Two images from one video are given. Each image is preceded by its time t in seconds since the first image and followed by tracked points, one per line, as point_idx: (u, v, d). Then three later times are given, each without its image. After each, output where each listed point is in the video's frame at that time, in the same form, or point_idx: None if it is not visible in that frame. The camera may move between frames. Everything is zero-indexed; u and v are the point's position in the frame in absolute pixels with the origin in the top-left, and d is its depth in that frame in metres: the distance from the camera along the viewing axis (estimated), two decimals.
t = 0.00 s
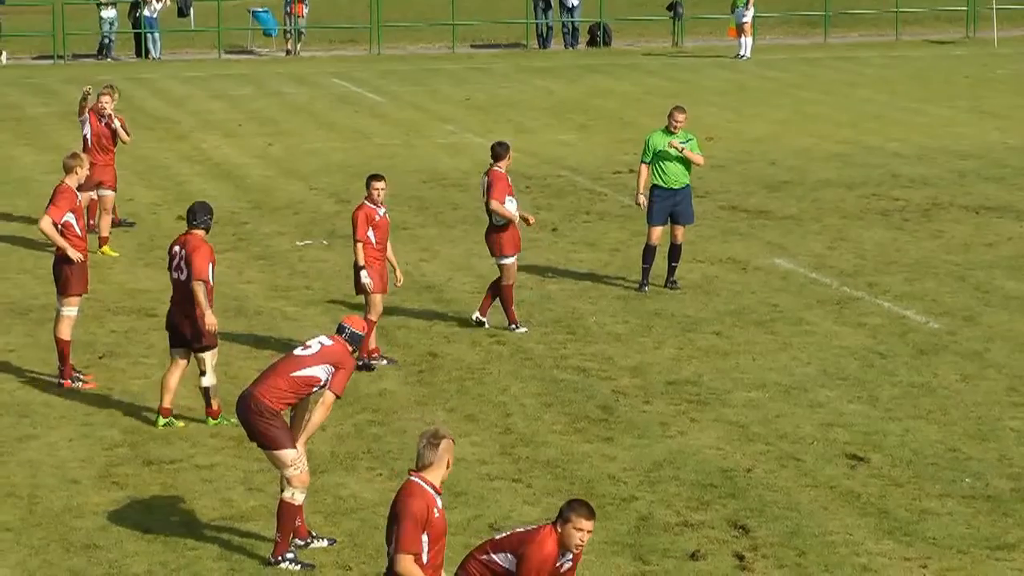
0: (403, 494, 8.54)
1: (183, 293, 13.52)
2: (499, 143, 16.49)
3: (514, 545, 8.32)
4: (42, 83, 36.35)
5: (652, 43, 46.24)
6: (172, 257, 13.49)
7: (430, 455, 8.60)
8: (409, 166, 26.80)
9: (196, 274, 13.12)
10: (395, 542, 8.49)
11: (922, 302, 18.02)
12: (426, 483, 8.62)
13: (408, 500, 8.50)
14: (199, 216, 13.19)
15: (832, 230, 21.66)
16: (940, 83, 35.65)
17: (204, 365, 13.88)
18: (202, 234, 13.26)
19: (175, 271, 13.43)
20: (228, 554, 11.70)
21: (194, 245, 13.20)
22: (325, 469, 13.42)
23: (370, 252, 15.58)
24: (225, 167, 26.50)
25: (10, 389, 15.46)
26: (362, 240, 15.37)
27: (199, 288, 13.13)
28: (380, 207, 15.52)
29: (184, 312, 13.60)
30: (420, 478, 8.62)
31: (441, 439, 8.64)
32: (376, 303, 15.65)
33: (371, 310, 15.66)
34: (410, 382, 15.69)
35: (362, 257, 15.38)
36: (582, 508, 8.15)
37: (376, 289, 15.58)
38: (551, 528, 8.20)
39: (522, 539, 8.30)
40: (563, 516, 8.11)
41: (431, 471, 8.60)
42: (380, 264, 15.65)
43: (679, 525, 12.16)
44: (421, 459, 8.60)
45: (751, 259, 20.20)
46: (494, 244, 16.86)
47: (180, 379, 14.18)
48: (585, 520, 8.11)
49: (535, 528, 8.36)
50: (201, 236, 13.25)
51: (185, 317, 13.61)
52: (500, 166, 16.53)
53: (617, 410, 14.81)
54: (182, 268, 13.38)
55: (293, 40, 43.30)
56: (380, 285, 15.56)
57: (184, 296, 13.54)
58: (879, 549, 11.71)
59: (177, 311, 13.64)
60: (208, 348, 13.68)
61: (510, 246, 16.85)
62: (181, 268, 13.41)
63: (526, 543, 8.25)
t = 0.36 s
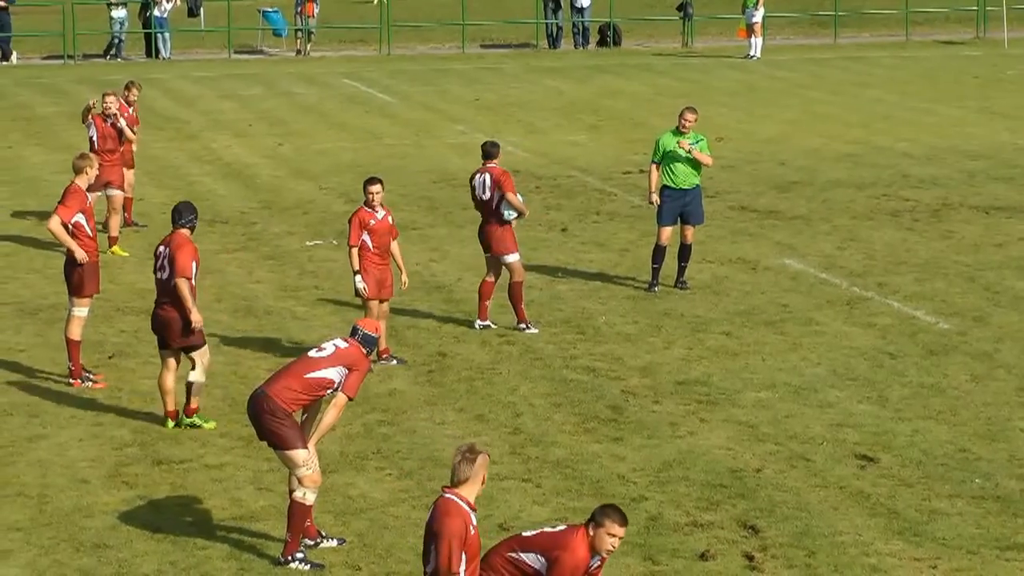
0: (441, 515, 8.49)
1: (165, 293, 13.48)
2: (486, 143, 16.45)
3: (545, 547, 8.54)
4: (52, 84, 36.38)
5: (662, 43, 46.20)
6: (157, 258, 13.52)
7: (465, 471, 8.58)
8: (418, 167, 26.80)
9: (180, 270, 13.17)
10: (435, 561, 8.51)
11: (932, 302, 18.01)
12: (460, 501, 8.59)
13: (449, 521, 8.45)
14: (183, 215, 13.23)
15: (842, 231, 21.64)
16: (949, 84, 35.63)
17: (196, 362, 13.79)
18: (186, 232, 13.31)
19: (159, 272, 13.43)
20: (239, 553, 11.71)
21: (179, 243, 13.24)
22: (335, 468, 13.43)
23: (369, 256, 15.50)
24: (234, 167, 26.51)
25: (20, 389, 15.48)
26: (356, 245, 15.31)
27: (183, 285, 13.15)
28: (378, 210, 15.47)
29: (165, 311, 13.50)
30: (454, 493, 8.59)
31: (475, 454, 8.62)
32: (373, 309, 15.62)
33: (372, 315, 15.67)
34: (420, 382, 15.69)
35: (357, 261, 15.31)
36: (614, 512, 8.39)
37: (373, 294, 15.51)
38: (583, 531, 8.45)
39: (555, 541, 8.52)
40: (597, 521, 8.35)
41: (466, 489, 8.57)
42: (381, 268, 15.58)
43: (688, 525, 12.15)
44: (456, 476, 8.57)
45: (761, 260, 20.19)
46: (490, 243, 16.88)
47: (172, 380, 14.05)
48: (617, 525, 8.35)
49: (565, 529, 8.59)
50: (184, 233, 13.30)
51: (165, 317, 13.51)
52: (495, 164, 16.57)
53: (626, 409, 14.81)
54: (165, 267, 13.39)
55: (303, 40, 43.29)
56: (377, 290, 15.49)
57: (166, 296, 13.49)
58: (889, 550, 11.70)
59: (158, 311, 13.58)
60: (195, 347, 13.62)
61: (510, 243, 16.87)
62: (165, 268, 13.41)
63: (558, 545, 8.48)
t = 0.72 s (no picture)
0: (490, 536, 8.21)
1: (159, 298, 13.45)
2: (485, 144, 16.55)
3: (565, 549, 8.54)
4: (64, 84, 36.44)
5: (673, 43, 46.23)
6: (150, 264, 13.45)
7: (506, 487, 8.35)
8: (429, 167, 26.81)
9: (180, 279, 13.17)
10: None
11: (944, 302, 18.00)
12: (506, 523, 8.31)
13: (502, 543, 8.16)
14: (178, 221, 13.21)
15: (854, 232, 21.63)
16: (960, 84, 35.60)
17: (169, 372, 13.63)
18: (181, 238, 13.30)
19: (156, 278, 13.38)
20: (250, 553, 11.72)
21: (175, 250, 13.19)
22: (346, 469, 13.44)
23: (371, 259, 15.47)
24: (245, 168, 26.53)
25: (31, 389, 15.50)
26: (356, 249, 15.28)
27: (183, 295, 13.20)
28: (383, 215, 15.39)
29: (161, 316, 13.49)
30: (500, 514, 8.33)
31: (517, 474, 8.38)
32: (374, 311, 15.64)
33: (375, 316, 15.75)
34: (431, 382, 15.69)
35: (355, 264, 15.29)
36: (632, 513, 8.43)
37: (372, 297, 15.50)
38: (602, 533, 8.47)
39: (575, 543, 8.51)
40: (616, 523, 8.39)
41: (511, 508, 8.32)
42: (383, 271, 15.55)
43: (699, 526, 12.15)
44: (501, 498, 8.30)
45: (772, 260, 20.18)
46: (494, 242, 16.93)
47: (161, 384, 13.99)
48: (636, 527, 8.40)
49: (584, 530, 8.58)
50: (180, 239, 13.29)
51: (161, 322, 13.50)
52: (499, 164, 16.63)
53: (638, 410, 14.81)
54: (162, 274, 13.35)
55: (315, 41, 43.35)
56: (376, 293, 15.47)
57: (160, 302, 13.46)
58: (900, 551, 11.69)
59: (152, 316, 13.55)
60: (177, 355, 13.56)
61: (513, 243, 16.90)
62: (161, 274, 13.36)
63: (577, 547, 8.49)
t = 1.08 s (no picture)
0: (532, 555, 8.30)
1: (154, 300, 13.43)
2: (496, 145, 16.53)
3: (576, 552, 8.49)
4: (76, 83, 36.48)
5: (685, 44, 46.19)
6: (145, 264, 13.35)
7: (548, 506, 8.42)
8: (441, 167, 26.79)
9: (178, 287, 13.13)
10: None
11: (957, 303, 17.98)
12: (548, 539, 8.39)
13: (544, 560, 8.26)
14: (178, 225, 13.11)
15: (866, 232, 21.60)
16: (974, 84, 35.55)
17: (166, 375, 13.73)
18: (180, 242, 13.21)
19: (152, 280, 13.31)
20: (261, 553, 11.71)
21: (174, 256, 13.12)
22: (358, 469, 13.43)
23: (382, 264, 15.39)
24: (257, 167, 26.54)
25: (44, 389, 15.51)
26: (367, 251, 15.26)
27: (181, 302, 13.18)
28: (396, 219, 15.30)
29: (155, 317, 13.48)
30: (543, 530, 8.42)
31: (560, 490, 8.47)
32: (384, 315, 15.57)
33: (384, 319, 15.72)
34: (443, 382, 15.68)
35: (367, 266, 15.25)
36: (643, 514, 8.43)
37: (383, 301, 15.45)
38: (615, 535, 8.46)
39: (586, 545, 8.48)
40: (630, 526, 8.38)
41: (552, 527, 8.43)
42: (394, 276, 15.45)
43: (711, 526, 12.13)
44: (543, 514, 8.40)
45: (785, 261, 20.15)
46: (493, 245, 16.85)
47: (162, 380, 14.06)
48: (649, 529, 8.41)
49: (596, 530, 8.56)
50: (178, 243, 13.20)
51: (155, 323, 13.50)
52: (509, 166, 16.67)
53: (650, 410, 14.79)
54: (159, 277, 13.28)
55: (328, 40, 43.36)
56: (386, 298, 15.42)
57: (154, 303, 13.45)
58: (912, 551, 11.67)
59: (144, 314, 13.53)
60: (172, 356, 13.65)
61: (510, 247, 16.83)
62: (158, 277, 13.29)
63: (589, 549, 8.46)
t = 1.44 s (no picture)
0: (570, 572, 8.04)
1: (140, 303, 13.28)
2: (500, 146, 16.38)
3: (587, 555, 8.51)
4: (85, 83, 36.52)
5: (694, 45, 46.21)
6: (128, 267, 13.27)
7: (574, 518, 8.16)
8: (449, 168, 26.80)
9: (156, 284, 12.97)
10: None
11: (965, 304, 17.97)
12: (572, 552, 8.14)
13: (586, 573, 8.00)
14: (157, 225, 13.18)
15: (875, 233, 21.60)
16: (982, 85, 35.54)
17: (158, 377, 13.53)
18: (160, 243, 13.21)
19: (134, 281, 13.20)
20: (269, 552, 11.70)
21: (153, 254, 13.05)
22: (367, 470, 13.43)
23: (393, 265, 15.39)
24: (266, 168, 26.55)
25: (53, 389, 15.52)
26: (376, 251, 15.26)
27: (159, 300, 12.98)
28: (407, 221, 15.22)
29: (141, 320, 13.29)
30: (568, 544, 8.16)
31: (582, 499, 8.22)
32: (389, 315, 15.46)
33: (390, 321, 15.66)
34: (451, 383, 15.68)
35: (376, 266, 15.19)
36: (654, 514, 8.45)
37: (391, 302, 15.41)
38: (626, 538, 8.47)
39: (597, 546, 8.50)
40: (640, 528, 8.40)
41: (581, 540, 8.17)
42: (402, 278, 15.39)
43: (719, 526, 12.13)
44: (570, 527, 8.12)
45: (793, 261, 20.15)
46: (491, 245, 16.83)
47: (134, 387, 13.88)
48: (661, 532, 8.41)
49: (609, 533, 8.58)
50: (159, 243, 13.19)
51: (142, 327, 13.30)
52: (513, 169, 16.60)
53: (658, 411, 14.79)
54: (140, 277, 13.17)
55: (336, 41, 43.39)
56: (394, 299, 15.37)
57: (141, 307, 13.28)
58: (921, 552, 11.65)
59: (132, 319, 13.36)
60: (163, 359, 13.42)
61: (510, 249, 16.79)
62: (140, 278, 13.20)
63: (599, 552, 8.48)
